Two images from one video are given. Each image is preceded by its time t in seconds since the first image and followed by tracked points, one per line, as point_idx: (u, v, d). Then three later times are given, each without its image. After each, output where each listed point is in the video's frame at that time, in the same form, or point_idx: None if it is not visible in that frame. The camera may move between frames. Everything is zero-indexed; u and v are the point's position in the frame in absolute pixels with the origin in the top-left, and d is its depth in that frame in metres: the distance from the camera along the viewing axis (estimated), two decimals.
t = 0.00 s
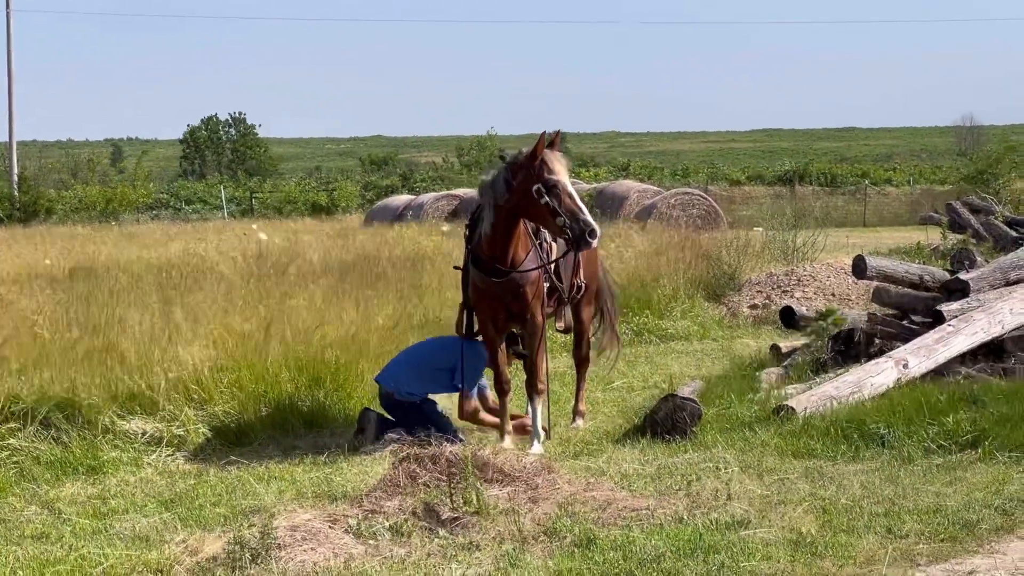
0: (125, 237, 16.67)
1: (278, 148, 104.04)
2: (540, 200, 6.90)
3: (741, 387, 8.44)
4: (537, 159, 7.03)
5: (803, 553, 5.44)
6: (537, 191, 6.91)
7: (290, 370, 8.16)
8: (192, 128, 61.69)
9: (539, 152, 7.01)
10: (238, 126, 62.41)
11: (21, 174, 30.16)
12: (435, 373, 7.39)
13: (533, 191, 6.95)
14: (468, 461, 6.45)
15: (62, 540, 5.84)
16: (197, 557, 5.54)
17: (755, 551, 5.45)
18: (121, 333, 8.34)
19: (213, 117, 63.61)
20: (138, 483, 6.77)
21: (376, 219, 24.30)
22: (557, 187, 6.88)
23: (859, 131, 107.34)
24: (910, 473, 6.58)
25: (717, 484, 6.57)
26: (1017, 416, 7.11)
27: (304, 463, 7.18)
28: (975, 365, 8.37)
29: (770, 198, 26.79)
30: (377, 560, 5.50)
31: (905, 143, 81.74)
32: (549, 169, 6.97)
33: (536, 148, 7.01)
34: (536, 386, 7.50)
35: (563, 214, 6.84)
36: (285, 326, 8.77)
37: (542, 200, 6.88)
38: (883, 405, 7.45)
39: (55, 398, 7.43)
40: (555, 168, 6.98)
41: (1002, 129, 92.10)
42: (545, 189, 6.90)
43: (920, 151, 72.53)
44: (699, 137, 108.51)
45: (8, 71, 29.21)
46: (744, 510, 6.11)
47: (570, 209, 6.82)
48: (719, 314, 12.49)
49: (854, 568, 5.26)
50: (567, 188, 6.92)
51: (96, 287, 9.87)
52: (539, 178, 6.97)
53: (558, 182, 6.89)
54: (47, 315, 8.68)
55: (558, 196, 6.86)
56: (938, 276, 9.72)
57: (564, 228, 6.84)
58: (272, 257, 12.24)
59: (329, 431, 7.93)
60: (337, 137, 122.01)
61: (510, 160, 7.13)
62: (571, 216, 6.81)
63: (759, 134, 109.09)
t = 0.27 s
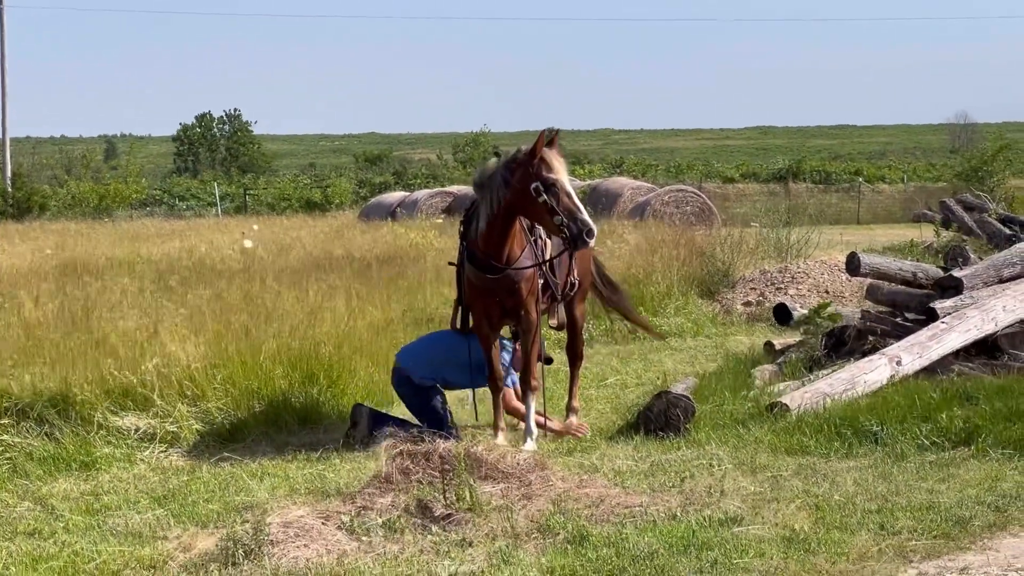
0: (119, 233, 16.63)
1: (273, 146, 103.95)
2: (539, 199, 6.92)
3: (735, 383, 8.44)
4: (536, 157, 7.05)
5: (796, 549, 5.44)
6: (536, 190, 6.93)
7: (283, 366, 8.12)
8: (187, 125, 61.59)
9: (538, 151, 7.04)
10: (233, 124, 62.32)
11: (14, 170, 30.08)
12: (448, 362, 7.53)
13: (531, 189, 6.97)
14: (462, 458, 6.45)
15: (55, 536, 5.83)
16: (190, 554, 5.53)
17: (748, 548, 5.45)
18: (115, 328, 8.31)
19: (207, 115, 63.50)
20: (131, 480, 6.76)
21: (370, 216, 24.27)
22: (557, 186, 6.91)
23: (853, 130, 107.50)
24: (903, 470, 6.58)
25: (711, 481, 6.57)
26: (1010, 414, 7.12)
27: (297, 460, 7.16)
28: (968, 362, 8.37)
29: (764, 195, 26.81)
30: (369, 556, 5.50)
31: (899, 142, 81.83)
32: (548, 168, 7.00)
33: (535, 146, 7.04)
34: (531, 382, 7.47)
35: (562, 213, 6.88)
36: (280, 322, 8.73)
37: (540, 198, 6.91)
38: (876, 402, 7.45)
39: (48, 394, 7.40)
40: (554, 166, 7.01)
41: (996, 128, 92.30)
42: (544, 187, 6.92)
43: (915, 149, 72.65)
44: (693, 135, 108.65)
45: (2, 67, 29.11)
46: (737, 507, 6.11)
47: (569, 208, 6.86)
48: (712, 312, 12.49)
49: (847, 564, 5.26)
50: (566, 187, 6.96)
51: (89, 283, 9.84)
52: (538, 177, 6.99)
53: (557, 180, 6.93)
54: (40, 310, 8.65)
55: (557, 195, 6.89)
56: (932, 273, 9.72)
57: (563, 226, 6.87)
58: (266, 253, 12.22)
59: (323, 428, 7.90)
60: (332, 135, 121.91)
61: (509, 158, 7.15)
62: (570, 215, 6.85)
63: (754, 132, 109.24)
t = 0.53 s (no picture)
0: (112, 230, 16.60)
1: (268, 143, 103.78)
2: (536, 197, 6.90)
3: (728, 380, 8.44)
4: (534, 155, 7.02)
5: (789, 547, 5.44)
6: (534, 188, 6.91)
7: (277, 363, 8.11)
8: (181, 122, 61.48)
9: (537, 148, 7.01)
10: (228, 121, 62.22)
11: (7, 166, 29.98)
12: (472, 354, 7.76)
13: (529, 187, 6.95)
14: (455, 454, 6.44)
15: (48, 533, 5.81)
16: (182, 550, 5.52)
17: (741, 545, 5.45)
18: (108, 324, 8.28)
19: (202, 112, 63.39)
20: (125, 476, 6.74)
21: (364, 213, 24.25)
22: (555, 185, 6.89)
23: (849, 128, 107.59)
24: (896, 467, 6.59)
25: (704, 478, 6.58)
26: (1003, 411, 7.13)
27: (290, 456, 7.16)
28: (961, 360, 8.36)
29: (757, 193, 26.82)
30: (363, 553, 5.49)
31: (893, 140, 81.89)
32: (546, 166, 6.97)
33: (534, 144, 7.01)
34: (525, 379, 7.47)
35: (559, 212, 6.85)
36: (273, 319, 8.72)
37: (537, 196, 6.89)
38: (869, 399, 7.46)
39: (40, 391, 7.37)
40: (552, 165, 6.99)
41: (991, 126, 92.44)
42: (542, 186, 6.90)
43: (909, 147, 72.75)
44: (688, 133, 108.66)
45: None
46: (729, 504, 6.11)
47: (566, 207, 6.83)
48: (706, 309, 12.49)
49: (840, 561, 5.26)
50: (564, 185, 6.93)
51: (82, 279, 9.81)
52: (535, 175, 6.97)
53: (554, 179, 6.90)
54: (33, 307, 8.62)
55: (555, 194, 6.87)
56: (925, 271, 9.71)
57: (559, 225, 6.85)
58: (259, 250, 12.20)
59: (316, 424, 7.90)
60: (327, 132, 121.77)
61: (506, 155, 7.12)
62: (568, 214, 6.82)
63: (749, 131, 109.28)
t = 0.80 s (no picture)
0: (104, 227, 16.56)
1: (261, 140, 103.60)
2: (531, 196, 6.87)
3: (721, 378, 8.44)
4: (529, 154, 6.98)
5: (782, 545, 5.44)
6: (529, 187, 6.88)
7: (270, 361, 8.09)
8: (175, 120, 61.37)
9: (532, 147, 6.97)
10: (221, 118, 62.11)
11: None
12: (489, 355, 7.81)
13: (524, 185, 6.91)
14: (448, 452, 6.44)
15: (40, 531, 5.80)
16: (175, 549, 5.51)
17: (734, 543, 5.45)
18: (100, 322, 8.23)
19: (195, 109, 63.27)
20: (117, 474, 6.72)
21: (356, 211, 24.23)
22: (550, 184, 6.84)
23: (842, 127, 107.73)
24: (888, 466, 6.59)
25: (696, 476, 6.58)
26: (994, 409, 7.14)
27: (283, 454, 7.14)
28: (953, 358, 8.38)
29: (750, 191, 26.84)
30: (356, 551, 5.49)
31: (887, 138, 82.01)
32: (541, 165, 6.93)
33: (529, 143, 6.97)
34: (518, 378, 7.45)
35: (553, 212, 6.82)
36: (266, 317, 8.69)
37: (532, 195, 6.86)
38: (861, 397, 7.47)
39: (33, 389, 7.33)
40: (548, 164, 6.95)
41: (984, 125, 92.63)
42: (537, 185, 6.86)
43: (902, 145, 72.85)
44: (682, 131, 108.70)
45: None
46: (722, 502, 6.11)
47: (561, 207, 6.79)
48: (699, 307, 12.50)
49: (832, 560, 5.26)
50: (559, 185, 6.88)
51: (74, 277, 9.78)
52: (531, 174, 6.93)
53: (549, 178, 6.86)
54: (24, 305, 8.57)
55: (549, 193, 6.83)
56: (918, 270, 9.73)
57: (553, 225, 6.81)
58: (251, 248, 12.17)
59: (309, 423, 7.89)
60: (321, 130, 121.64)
61: (502, 153, 7.07)
62: (562, 214, 6.78)
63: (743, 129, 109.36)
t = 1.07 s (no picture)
0: (98, 227, 16.53)
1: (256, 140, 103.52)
2: (526, 197, 6.87)
3: (716, 378, 8.44)
4: (525, 155, 6.98)
5: (776, 545, 5.45)
6: (523, 187, 6.88)
7: (264, 361, 8.07)
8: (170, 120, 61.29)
9: (528, 148, 6.97)
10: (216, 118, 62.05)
11: None
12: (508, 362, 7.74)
13: (519, 186, 6.91)
14: (442, 452, 6.43)
15: (33, 531, 5.78)
16: (169, 548, 5.50)
17: (728, 543, 5.45)
18: (94, 322, 8.21)
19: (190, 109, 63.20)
20: (111, 474, 6.70)
21: (351, 211, 24.21)
22: (544, 185, 6.84)
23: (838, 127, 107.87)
24: (883, 466, 6.59)
25: (691, 476, 6.57)
26: (988, 409, 7.15)
27: (277, 454, 7.13)
28: (947, 358, 8.38)
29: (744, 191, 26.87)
30: (350, 550, 5.48)
31: (882, 138, 82.11)
32: (536, 166, 6.93)
33: (525, 144, 6.97)
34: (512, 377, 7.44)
35: (547, 212, 6.81)
36: (260, 316, 8.67)
37: (527, 195, 6.86)
38: (855, 397, 7.47)
39: (27, 389, 7.32)
40: (543, 165, 6.95)
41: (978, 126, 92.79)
42: (532, 185, 6.86)
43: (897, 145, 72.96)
44: (678, 131, 108.76)
45: None
46: (717, 502, 6.11)
47: (555, 208, 6.78)
48: (693, 307, 12.50)
49: (826, 559, 5.26)
50: (554, 186, 6.88)
51: (68, 277, 9.75)
52: (526, 175, 6.93)
53: (544, 179, 6.86)
54: (18, 305, 8.55)
55: (544, 194, 6.83)
56: (911, 270, 9.73)
57: (548, 225, 6.81)
58: (245, 248, 12.16)
59: (303, 422, 7.87)
60: (316, 129, 121.54)
61: (497, 154, 7.08)
62: (556, 215, 6.77)
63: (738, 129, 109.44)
